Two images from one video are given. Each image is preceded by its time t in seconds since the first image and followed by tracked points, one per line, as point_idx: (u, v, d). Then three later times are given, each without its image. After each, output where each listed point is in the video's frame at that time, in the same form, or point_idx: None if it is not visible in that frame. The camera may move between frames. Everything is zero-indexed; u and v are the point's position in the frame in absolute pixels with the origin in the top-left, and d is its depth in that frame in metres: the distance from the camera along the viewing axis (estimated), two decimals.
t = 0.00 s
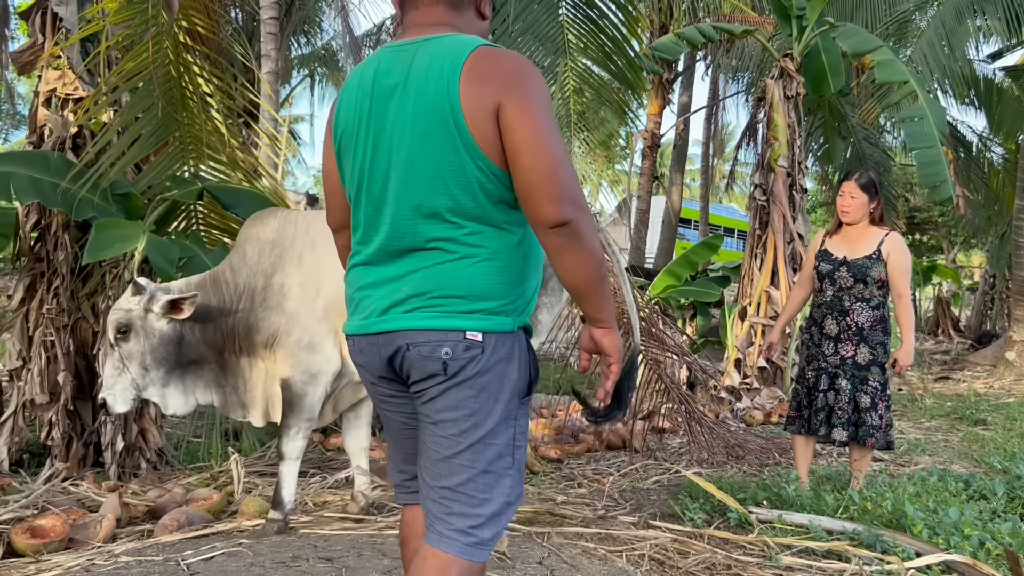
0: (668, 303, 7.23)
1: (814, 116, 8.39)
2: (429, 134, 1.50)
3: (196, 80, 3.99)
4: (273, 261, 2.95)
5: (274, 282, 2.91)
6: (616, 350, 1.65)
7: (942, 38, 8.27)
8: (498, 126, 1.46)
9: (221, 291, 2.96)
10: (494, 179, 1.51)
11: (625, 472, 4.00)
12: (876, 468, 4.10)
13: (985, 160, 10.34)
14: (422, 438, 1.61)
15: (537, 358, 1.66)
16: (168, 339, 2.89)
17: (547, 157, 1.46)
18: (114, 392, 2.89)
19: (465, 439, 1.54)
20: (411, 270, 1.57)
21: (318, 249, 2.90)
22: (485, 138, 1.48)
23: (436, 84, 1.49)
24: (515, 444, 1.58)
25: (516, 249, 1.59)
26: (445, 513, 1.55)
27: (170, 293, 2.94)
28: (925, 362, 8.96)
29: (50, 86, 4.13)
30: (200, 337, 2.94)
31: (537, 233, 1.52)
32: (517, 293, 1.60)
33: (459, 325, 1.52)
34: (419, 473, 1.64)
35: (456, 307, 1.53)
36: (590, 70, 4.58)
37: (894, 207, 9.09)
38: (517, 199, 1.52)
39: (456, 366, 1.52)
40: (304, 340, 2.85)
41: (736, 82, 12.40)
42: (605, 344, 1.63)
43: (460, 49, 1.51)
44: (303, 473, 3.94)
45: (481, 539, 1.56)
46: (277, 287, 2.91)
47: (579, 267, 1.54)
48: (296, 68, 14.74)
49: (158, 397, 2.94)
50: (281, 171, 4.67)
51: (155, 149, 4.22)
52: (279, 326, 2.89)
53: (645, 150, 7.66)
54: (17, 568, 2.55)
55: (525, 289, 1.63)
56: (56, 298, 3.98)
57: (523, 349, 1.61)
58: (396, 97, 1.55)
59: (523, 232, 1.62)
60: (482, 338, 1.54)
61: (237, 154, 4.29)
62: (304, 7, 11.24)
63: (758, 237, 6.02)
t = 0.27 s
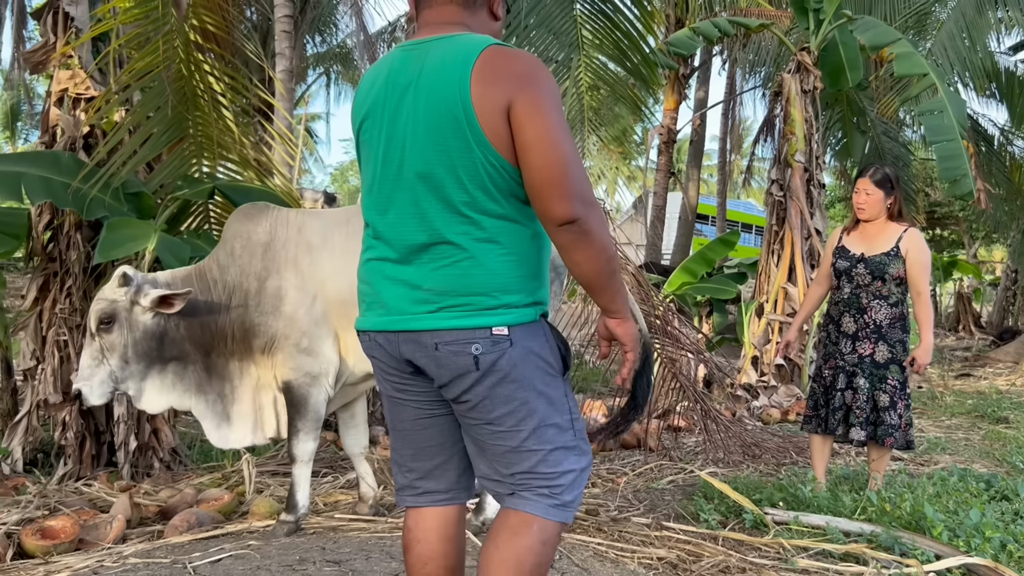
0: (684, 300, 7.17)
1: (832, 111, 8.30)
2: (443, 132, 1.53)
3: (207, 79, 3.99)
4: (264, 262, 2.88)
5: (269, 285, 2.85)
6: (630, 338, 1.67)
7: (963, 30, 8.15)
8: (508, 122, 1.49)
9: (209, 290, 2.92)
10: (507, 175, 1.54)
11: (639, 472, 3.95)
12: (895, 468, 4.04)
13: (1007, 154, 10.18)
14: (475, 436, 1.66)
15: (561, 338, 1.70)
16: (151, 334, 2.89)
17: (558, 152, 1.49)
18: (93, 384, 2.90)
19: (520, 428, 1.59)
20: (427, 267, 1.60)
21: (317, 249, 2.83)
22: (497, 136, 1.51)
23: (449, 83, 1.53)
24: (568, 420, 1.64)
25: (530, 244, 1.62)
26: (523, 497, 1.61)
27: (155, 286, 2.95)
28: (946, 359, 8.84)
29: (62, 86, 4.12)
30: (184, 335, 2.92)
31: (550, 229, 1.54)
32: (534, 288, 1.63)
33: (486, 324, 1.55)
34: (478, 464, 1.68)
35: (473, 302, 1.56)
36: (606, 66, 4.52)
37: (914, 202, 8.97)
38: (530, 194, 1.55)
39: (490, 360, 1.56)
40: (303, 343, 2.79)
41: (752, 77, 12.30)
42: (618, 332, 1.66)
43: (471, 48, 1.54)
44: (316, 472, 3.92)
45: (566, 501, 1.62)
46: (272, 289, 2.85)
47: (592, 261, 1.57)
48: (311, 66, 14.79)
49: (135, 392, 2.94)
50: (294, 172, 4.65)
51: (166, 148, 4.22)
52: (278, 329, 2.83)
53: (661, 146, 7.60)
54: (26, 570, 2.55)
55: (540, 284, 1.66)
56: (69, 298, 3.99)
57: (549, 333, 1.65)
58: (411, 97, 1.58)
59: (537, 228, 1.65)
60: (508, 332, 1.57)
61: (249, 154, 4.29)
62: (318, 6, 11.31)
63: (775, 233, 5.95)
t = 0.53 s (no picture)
0: (699, 296, 7.10)
1: (849, 104, 8.18)
2: (466, 132, 1.53)
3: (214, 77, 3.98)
4: (258, 258, 2.84)
5: (263, 281, 2.81)
6: (636, 357, 1.65)
7: (983, 21, 8.01)
8: (532, 122, 1.50)
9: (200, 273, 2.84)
10: (529, 176, 1.54)
11: (649, 471, 3.89)
12: (912, 468, 3.95)
13: None
14: (476, 437, 1.67)
15: (569, 349, 1.73)
16: (135, 312, 2.77)
17: (580, 153, 1.50)
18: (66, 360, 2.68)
19: (525, 434, 1.61)
20: (449, 268, 1.60)
21: (312, 247, 2.83)
22: (521, 135, 1.51)
23: (473, 82, 1.52)
24: (569, 434, 1.66)
25: (549, 245, 1.62)
26: (518, 503, 1.63)
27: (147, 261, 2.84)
28: (967, 355, 8.70)
29: (68, 83, 4.10)
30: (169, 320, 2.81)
31: (568, 229, 1.56)
32: (550, 291, 1.64)
33: (507, 326, 1.56)
34: (478, 470, 1.69)
35: (495, 303, 1.57)
36: (618, 62, 4.45)
37: (934, 196, 8.84)
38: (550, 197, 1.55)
39: (508, 363, 1.57)
40: (300, 343, 2.76)
41: (769, 71, 12.17)
42: (624, 351, 1.65)
43: (494, 47, 1.53)
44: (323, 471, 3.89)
45: (556, 525, 1.64)
46: (267, 286, 2.81)
47: (610, 264, 1.58)
48: (326, 64, 14.80)
49: (109, 371, 2.78)
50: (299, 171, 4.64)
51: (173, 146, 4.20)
52: (274, 327, 2.78)
53: (675, 141, 7.52)
54: (25, 570, 2.53)
55: (558, 285, 1.66)
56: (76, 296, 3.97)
57: (561, 342, 1.67)
58: (432, 97, 1.57)
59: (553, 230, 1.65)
60: (528, 336, 1.58)
61: (257, 151, 4.28)
62: (331, 4, 11.30)
63: (790, 228, 5.86)
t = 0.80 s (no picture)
0: (711, 294, 7.01)
1: (865, 98, 8.05)
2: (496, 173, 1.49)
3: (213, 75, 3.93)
4: (247, 255, 2.84)
5: (253, 279, 2.82)
6: (687, 384, 1.63)
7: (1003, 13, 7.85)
8: (563, 162, 1.46)
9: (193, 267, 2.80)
10: (561, 215, 1.51)
11: (654, 473, 3.82)
12: (924, 470, 3.86)
13: None
14: (509, 473, 1.65)
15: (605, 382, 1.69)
16: (129, 303, 2.71)
17: (615, 192, 1.46)
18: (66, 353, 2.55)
19: (557, 473, 1.59)
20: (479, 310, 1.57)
21: (299, 245, 2.89)
22: (552, 176, 1.47)
23: (501, 121, 1.47)
24: (603, 472, 1.64)
25: (582, 282, 1.59)
26: (551, 541, 1.62)
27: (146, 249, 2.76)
28: (988, 354, 8.53)
29: (68, 83, 4.08)
30: (161, 315, 2.76)
31: (605, 268, 1.52)
32: (585, 327, 1.61)
33: (539, 368, 1.55)
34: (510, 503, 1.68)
35: (529, 344, 1.55)
36: (624, 55, 4.36)
37: (953, 192, 8.68)
38: (585, 236, 1.52)
39: (538, 405, 1.56)
40: (290, 342, 2.78)
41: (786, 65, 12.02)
42: (675, 377, 1.62)
43: (523, 83, 1.49)
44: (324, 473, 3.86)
45: (590, 562, 1.63)
46: (256, 284, 2.81)
47: (647, 303, 1.54)
48: (340, 62, 14.79)
49: (98, 364, 2.68)
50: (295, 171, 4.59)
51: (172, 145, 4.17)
52: (264, 326, 2.78)
53: (688, 137, 7.42)
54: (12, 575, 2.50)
55: (593, 319, 1.63)
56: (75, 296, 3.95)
57: (594, 379, 1.64)
58: (457, 135, 1.53)
59: (587, 264, 1.62)
60: (559, 377, 1.57)
61: (256, 150, 4.25)
62: (344, 2, 11.26)
63: (803, 225, 5.77)
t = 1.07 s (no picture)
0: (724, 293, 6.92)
1: (883, 94, 7.92)
2: (538, 182, 1.44)
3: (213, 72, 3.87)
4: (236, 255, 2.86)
5: (243, 279, 2.83)
6: (748, 413, 1.53)
7: None
8: (609, 172, 1.41)
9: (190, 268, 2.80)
10: (605, 228, 1.45)
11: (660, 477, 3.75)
12: (938, 475, 3.76)
13: None
14: (547, 490, 1.59)
15: (650, 398, 1.62)
16: (140, 305, 2.68)
17: (662, 203, 1.41)
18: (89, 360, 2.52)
19: (598, 488, 1.52)
20: (518, 324, 1.53)
21: (285, 245, 2.93)
22: (597, 188, 1.43)
23: (545, 130, 1.43)
24: (649, 487, 1.57)
25: (627, 296, 1.53)
26: (593, 561, 1.54)
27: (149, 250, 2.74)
28: (1009, 354, 8.37)
29: (70, 83, 4.07)
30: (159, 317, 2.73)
31: (653, 283, 1.46)
32: (627, 342, 1.55)
33: (576, 382, 1.49)
34: (549, 522, 1.61)
35: (568, 358, 1.50)
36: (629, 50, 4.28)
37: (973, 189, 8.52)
38: (631, 248, 1.46)
39: (579, 419, 1.50)
40: (281, 343, 2.79)
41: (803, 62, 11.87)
42: (734, 403, 1.53)
43: (567, 90, 1.44)
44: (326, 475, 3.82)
45: None
46: (245, 285, 2.83)
47: (695, 318, 1.47)
48: (354, 62, 14.77)
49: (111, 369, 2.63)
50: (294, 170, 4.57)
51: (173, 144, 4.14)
52: (254, 327, 2.80)
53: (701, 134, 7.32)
54: None
55: (636, 334, 1.57)
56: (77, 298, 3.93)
57: (638, 393, 1.57)
58: (497, 143, 1.49)
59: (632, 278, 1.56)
60: (600, 390, 1.51)
61: (255, 147, 4.22)
62: (356, 1, 11.25)
63: (817, 223, 5.67)
